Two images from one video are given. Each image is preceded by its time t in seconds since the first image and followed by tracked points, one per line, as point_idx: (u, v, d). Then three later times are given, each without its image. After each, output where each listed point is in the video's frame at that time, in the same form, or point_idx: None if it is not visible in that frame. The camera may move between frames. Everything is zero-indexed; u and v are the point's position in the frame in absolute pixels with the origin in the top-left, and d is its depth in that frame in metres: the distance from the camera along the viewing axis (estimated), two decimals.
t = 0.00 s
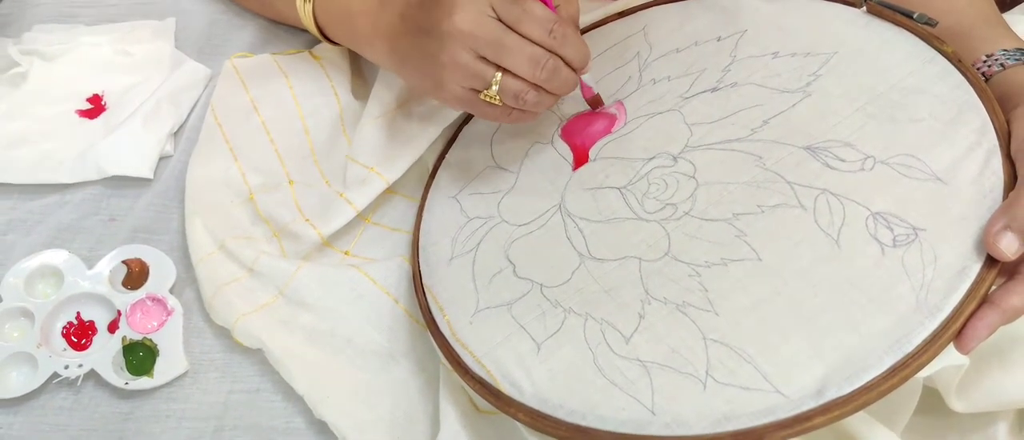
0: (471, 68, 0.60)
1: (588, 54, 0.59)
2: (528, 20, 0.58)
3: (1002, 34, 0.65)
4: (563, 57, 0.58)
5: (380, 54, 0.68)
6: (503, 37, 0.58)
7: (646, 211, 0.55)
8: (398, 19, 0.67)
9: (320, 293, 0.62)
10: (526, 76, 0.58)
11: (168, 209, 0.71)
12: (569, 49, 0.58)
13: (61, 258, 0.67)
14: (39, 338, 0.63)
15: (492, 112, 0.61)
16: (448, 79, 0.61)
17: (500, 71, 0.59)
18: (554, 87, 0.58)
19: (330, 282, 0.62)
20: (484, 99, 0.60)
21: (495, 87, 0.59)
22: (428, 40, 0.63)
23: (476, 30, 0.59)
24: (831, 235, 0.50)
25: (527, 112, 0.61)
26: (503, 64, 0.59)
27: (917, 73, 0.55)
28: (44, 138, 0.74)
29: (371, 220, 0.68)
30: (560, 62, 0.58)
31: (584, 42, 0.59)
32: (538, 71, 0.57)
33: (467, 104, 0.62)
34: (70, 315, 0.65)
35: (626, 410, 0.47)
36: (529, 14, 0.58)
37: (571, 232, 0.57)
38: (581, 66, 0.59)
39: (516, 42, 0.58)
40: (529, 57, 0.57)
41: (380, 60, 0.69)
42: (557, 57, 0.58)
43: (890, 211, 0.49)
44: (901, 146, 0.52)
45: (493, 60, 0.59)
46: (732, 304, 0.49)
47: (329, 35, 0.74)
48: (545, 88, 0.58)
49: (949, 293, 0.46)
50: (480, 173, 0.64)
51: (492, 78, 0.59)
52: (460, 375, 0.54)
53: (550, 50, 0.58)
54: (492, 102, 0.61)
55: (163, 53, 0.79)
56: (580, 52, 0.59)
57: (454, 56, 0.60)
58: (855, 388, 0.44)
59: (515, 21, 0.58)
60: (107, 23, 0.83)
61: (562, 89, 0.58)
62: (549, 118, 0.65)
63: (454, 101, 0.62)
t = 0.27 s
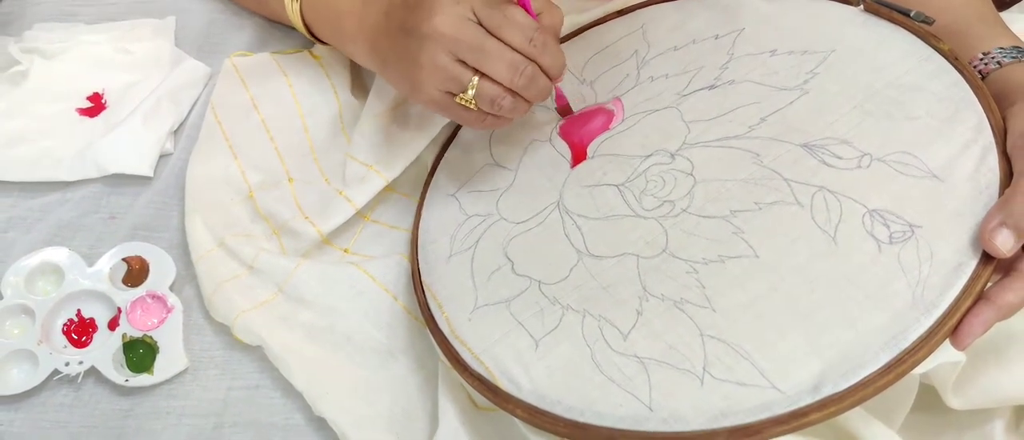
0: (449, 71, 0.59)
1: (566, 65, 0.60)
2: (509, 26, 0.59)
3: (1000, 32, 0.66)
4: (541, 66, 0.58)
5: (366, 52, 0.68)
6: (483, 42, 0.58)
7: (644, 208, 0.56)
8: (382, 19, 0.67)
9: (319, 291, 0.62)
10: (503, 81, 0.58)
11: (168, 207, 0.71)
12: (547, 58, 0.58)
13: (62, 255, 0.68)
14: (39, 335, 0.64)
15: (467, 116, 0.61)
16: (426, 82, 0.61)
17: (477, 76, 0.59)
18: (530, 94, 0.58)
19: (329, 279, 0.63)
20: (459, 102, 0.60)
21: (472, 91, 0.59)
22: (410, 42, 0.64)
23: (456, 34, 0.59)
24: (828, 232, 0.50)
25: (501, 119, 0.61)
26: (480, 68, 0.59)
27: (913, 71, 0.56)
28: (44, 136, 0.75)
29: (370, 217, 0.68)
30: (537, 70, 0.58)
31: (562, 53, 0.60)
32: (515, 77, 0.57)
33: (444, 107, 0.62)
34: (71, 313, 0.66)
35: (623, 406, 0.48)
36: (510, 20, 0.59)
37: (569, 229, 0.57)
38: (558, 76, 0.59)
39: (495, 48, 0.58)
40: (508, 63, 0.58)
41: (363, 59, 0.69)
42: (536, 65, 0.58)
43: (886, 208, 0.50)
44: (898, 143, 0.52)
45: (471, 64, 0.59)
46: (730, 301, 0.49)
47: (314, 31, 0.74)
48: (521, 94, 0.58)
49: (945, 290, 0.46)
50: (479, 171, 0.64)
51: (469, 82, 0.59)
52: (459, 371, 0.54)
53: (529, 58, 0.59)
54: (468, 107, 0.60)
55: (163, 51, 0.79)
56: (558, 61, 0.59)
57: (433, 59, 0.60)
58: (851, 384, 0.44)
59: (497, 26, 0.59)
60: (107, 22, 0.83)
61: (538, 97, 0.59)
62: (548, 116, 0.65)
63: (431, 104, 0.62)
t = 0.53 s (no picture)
0: (485, 62, 0.60)
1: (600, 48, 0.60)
2: (541, 15, 0.60)
3: (997, 33, 0.66)
4: (575, 49, 0.59)
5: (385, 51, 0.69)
6: (515, 31, 0.59)
7: (645, 208, 0.56)
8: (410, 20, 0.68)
9: (322, 290, 0.62)
10: (539, 67, 0.58)
11: (172, 208, 0.72)
12: (581, 41, 0.59)
13: (66, 256, 0.68)
14: (44, 335, 0.64)
15: (506, 107, 0.61)
16: (462, 74, 0.62)
17: (514, 65, 0.60)
18: (568, 80, 0.59)
19: (332, 279, 0.63)
20: (498, 92, 0.61)
21: (509, 80, 0.60)
22: (441, 39, 0.64)
23: (489, 25, 0.60)
24: (827, 231, 0.50)
25: (541, 107, 0.61)
26: (516, 57, 0.59)
27: (912, 71, 0.56)
28: (48, 137, 0.75)
29: (372, 218, 0.68)
30: (572, 54, 0.59)
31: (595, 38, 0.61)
32: (551, 63, 0.58)
33: (483, 99, 0.62)
34: (76, 313, 0.66)
35: (624, 403, 0.48)
36: (541, 9, 0.60)
37: (570, 229, 0.57)
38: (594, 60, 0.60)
39: (528, 36, 0.59)
40: (543, 50, 0.58)
41: (388, 62, 0.69)
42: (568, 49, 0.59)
43: (885, 207, 0.50)
44: (896, 142, 0.53)
45: (505, 54, 0.60)
46: (729, 299, 0.49)
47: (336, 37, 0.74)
48: (558, 80, 0.59)
49: (943, 287, 0.46)
50: (480, 172, 0.65)
51: (506, 72, 0.60)
52: (461, 370, 0.55)
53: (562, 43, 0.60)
54: (507, 97, 0.61)
55: (166, 54, 0.80)
56: (591, 44, 0.60)
57: (467, 52, 0.61)
58: (850, 381, 0.44)
59: (528, 16, 0.60)
60: (111, 24, 0.83)
61: (575, 83, 0.59)
62: (549, 117, 0.66)
63: (470, 97, 0.63)
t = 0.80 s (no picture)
0: (471, 69, 0.60)
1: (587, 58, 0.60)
2: (530, 23, 0.58)
3: (996, 31, 0.66)
4: (562, 60, 0.59)
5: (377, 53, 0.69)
6: (503, 39, 0.58)
7: (642, 207, 0.56)
8: (397, 21, 0.67)
9: (320, 289, 0.62)
10: (526, 76, 0.58)
11: (170, 207, 0.72)
12: (568, 53, 0.58)
13: (63, 255, 0.68)
14: (42, 333, 0.64)
15: (490, 112, 0.62)
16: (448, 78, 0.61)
17: (499, 72, 0.59)
18: (553, 89, 0.58)
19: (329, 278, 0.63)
20: (483, 98, 0.61)
21: (495, 88, 0.59)
22: (428, 40, 0.63)
23: (476, 32, 0.59)
24: (825, 230, 0.50)
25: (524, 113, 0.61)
26: (502, 65, 0.59)
27: (910, 69, 0.56)
28: (46, 136, 0.75)
29: (370, 217, 0.68)
30: (559, 65, 0.58)
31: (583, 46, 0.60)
32: (537, 73, 0.57)
33: (467, 104, 0.62)
34: (73, 311, 0.66)
35: (622, 402, 0.48)
36: (530, 16, 0.58)
37: (568, 228, 0.57)
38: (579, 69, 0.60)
39: (516, 44, 0.58)
40: (530, 59, 0.58)
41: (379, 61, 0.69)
42: (555, 60, 0.58)
43: (882, 205, 0.50)
44: (894, 141, 0.53)
45: (491, 61, 0.59)
46: (727, 297, 0.49)
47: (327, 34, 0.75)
48: (543, 90, 0.58)
49: (941, 286, 0.46)
50: (478, 170, 0.65)
51: (492, 79, 0.59)
52: (458, 369, 0.55)
53: (550, 53, 0.59)
54: (491, 102, 0.61)
55: (165, 52, 0.80)
56: (578, 55, 0.59)
57: (453, 57, 0.60)
58: (848, 380, 0.44)
59: (517, 24, 0.59)
60: (109, 22, 0.83)
61: (559, 92, 0.59)
62: (547, 116, 0.66)
63: (454, 101, 0.63)
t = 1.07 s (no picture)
0: (456, 76, 0.60)
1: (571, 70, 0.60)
2: (517, 33, 0.58)
3: (997, 32, 0.66)
4: (547, 70, 0.59)
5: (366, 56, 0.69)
6: (490, 48, 0.58)
7: (643, 208, 0.56)
8: (383, 23, 0.66)
9: (320, 289, 0.62)
10: (511, 86, 0.58)
11: (171, 207, 0.72)
12: (553, 64, 0.59)
13: (64, 255, 0.68)
14: (42, 333, 0.64)
15: (473, 119, 0.62)
16: (432, 85, 0.61)
17: (484, 80, 0.59)
18: (537, 99, 0.59)
19: (330, 277, 0.63)
20: (465, 105, 0.61)
21: (478, 96, 0.60)
22: (414, 43, 0.63)
23: (463, 41, 0.59)
24: (826, 230, 0.50)
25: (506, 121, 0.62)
26: (488, 74, 0.59)
27: (910, 70, 0.56)
28: (47, 136, 0.75)
29: (371, 217, 0.68)
30: (544, 76, 0.59)
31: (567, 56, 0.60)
32: (523, 84, 0.58)
33: (450, 109, 0.62)
34: (74, 312, 0.66)
35: (623, 402, 0.48)
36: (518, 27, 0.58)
37: (569, 228, 0.57)
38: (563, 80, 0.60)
39: (502, 54, 0.58)
40: (516, 69, 0.58)
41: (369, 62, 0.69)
42: (540, 70, 0.59)
43: (883, 206, 0.50)
44: (896, 141, 0.53)
45: (476, 69, 0.59)
46: (728, 298, 0.49)
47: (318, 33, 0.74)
48: (527, 99, 0.59)
49: (942, 286, 0.46)
50: (479, 171, 0.65)
51: (476, 87, 0.59)
52: (459, 369, 0.55)
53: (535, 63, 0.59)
54: (473, 109, 0.61)
55: (166, 53, 0.80)
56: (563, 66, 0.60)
57: (438, 64, 0.60)
58: (849, 380, 0.44)
59: (504, 34, 0.59)
60: (109, 23, 0.83)
61: (543, 101, 0.59)
62: (548, 117, 0.66)
63: (437, 106, 0.63)
